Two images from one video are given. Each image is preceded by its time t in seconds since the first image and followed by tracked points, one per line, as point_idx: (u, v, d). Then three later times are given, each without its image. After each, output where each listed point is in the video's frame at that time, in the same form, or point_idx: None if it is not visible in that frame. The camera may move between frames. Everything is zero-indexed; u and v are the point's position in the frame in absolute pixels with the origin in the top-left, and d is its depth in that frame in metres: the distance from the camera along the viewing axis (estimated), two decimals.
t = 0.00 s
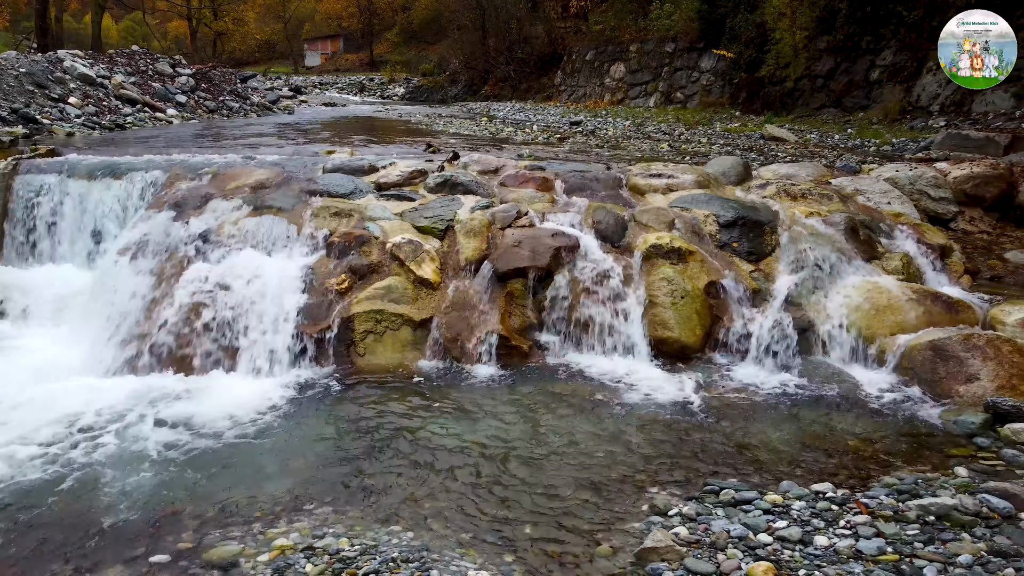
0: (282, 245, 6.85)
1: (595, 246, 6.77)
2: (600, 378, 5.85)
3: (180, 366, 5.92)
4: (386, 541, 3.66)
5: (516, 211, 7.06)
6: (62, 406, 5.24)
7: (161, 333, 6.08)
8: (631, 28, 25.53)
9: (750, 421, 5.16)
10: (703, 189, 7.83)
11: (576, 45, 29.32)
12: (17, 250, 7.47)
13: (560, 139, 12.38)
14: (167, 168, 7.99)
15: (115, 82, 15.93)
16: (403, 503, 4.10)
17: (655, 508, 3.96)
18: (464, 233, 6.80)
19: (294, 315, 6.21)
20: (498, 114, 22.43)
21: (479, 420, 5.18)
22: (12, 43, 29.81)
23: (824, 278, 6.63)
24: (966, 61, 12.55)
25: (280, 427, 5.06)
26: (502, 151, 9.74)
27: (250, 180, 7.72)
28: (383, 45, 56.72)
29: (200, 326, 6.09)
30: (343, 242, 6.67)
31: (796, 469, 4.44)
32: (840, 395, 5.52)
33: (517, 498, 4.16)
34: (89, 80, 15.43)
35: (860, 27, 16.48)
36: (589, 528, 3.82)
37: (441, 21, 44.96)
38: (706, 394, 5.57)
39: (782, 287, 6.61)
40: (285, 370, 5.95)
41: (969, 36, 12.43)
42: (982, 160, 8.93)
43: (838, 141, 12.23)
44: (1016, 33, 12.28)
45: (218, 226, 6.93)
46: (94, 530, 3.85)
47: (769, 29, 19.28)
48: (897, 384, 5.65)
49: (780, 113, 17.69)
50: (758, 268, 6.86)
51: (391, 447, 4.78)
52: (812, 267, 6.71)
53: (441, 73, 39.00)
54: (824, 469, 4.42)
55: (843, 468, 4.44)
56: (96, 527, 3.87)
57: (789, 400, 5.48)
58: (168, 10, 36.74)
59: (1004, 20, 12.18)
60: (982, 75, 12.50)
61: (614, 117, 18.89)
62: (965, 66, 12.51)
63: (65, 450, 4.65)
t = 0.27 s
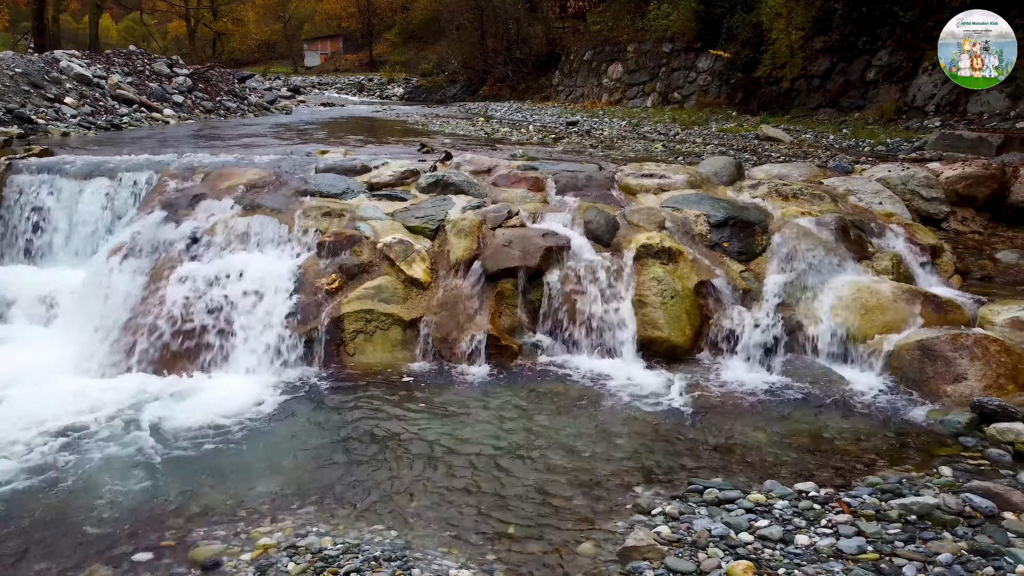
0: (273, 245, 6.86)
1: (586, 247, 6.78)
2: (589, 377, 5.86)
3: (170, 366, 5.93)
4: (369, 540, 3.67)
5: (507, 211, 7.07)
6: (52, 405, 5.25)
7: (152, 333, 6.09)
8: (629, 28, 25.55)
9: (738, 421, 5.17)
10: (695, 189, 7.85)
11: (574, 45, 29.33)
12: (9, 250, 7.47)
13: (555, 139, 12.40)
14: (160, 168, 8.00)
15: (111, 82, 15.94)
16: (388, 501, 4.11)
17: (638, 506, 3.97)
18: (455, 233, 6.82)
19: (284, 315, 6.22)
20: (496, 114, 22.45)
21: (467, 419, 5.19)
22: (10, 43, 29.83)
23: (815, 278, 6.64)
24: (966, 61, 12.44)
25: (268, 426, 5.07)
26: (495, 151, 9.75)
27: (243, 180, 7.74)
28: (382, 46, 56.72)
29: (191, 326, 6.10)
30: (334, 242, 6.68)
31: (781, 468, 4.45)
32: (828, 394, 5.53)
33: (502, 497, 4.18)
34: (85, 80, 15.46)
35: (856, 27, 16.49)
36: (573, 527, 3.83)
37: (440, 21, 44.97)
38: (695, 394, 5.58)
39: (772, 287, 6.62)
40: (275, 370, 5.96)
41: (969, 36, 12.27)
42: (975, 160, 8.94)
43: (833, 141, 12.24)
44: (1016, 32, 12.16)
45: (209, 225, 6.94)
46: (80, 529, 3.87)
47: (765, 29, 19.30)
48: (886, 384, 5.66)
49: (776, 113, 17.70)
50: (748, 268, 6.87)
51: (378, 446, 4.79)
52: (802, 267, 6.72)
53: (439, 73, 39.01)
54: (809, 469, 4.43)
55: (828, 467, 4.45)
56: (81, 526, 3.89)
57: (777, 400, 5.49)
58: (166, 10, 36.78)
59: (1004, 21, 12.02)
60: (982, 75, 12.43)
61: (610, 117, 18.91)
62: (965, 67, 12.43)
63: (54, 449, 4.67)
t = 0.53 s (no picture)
0: (265, 245, 6.87)
1: (576, 247, 6.80)
2: (578, 377, 5.87)
3: (160, 365, 5.94)
4: (353, 539, 3.68)
5: (498, 211, 7.09)
6: (41, 405, 5.26)
7: (143, 333, 6.10)
8: (627, 29, 25.56)
9: (726, 420, 5.19)
10: (687, 189, 7.86)
11: (572, 45, 29.34)
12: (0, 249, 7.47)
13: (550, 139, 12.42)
14: (153, 168, 8.03)
15: (108, 82, 15.95)
16: (373, 501, 4.12)
17: (623, 506, 3.98)
18: (446, 233, 6.83)
19: (275, 315, 6.23)
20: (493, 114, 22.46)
21: (456, 419, 5.20)
22: (8, 43, 29.84)
23: (806, 278, 6.65)
24: (966, 61, 12.55)
25: (257, 426, 5.08)
26: (489, 151, 9.76)
27: (236, 180, 7.75)
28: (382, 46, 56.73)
29: (181, 326, 6.11)
30: (326, 242, 6.70)
31: (767, 467, 4.46)
32: (816, 394, 5.55)
33: (488, 496, 4.19)
34: (82, 80, 15.47)
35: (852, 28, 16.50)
36: (557, 526, 3.84)
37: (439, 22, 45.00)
38: (684, 393, 5.59)
39: (762, 287, 6.63)
40: (265, 370, 5.97)
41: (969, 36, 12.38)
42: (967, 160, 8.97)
43: (828, 142, 12.26)
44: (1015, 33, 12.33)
45: (201, 225, 6.95)
46: (65, 528, 3.88)
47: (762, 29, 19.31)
48: (874, 384, 5.67)
49: (772, 113, 17.72)
50: (739, 268, 6.88)
51: (365, 446, 4.80)
52: (792, 267, 6.73)
53: (438, 74, 39.03)
54: (795, 468, 4.44)
55: (814, 467, 4.46)
56: (66, 525, 3.89)
57: (765, 399, 5.50)
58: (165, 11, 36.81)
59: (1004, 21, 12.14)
60: (982, 75, 12.52)
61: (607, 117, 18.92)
62: (965, 67, 12.52)
63: (43, 450, 4.68)
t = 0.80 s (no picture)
0: (258, 245, 6.88)
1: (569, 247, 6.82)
2: (570, 377, 5.88)
3: (153, 365, 5.95)
4: (340, 538, 3.70)
5: (491, 211, 7.10)
6: (33, 403, 5.27)
7: (135, 332, 6.11)
8: (625, 29, 25.58)
9: (716, 419, 5.20)
10: (680, 190, 7.88)
11: (571, 45, 29.35)
12: None
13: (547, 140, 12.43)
14: (147, 168, 8.05)
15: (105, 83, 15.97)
16: (361, 500, 4.14)
17: (610, 505, 3.99)
18: (438, 233, 6.85)
19: (268, 315, 6.25)
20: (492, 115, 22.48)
21: (446, 418, 5.21)
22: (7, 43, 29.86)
23: (798, 278, 6.66)
24: (966, 61, 12.35)
25: (248, 425, 5.09)
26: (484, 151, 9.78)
27: (230, 180, 7.77)
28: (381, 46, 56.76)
29: (173, 325, 6.12)
30: (318, 242, 6.71)
31: (755, 467, 4.48)
32: (807, 394, 5.56)
33: (476, 495, 4.20)
34: (79, 80, 15.49)
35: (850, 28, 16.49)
36: (544, 525, 3.84)
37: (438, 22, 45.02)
38: (675, 393, 5.60)
39: (754, 287, 6.65)
40: (258, 370, 5.98)
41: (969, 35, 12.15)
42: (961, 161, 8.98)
43: (824, 142, 12.27)
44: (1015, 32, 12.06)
45: (194, 226, 6.97)
46: (54, 526, 3.89)
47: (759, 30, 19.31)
48: (865, 384, 5.68)
49: (769, 113, 17.73)
50: (731, 268, 6.90)
51: (355, 445, 4.81)
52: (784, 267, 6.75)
53: (437, 74, 39.05)
54: (783, 467, 4.46)
55: (802, 466, 4.48)
56: (55, 524, 3.90)
57: (756, 399, 5.52)
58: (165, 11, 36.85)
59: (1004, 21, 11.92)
60: (982, 75, 12.35)
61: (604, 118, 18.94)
62: (965, 67, 12.36)
63: (34, 448, 4.69)
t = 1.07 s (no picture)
0: (250, 245, 6.90)
1: (560, 246, 6.82)
2: (560, 376, 5.89)
3: (144, 364, 5.96)
4: (324, 537, 3.71)
5: (483, 211, 7.12)
6: (23, 402, 5.29)
7: (125, 332, 6.12)
8: (623, 29, 25.60)
9: (704, 418, 5.21)
10: (672, 190, 7.90)
11: (569, 45, 29.36)
12: None
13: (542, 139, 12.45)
14: (141, 169, 8.08)
15: (102, 83, 15.99)
16: (348, 499, 4.14)
17: (595, 504, 4.00)
18: (430, 233, 6.87)
19: (258, 315, 6.25)
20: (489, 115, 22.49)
21: (435, 417, 5.22)
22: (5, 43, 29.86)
23: (788, 278, 6.68)
24: (966, 61, 12.29)
25: (237, 425, 5.09)
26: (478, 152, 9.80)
27: (223, 180, 7.78)
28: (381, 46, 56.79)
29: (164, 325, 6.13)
30: (310, 242, 6.73)
31: (743, 466, 4.48)
32: (797, 393, 5.57)
33: (462, 494, 4.21)
34: (76, 80, 15.51)
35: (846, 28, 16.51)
36: (528, 525, 3.85)
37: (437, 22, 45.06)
38: (665, 392, 5.61)
39: (745, 287, 6.66)
40: (248, 369, 5.98)
41: (969, 36, 12.13)
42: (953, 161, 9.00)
43: (819, 142, 12.28)
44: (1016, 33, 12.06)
45: (186, 225, 6.98)
46: (40, 525, 3.90)
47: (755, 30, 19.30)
48: (855, 383, 5.68)
49: (766, 113, 17.74)
50: (723, 268, 6.91)
51: (344, 444, 4.82)
52: (775, 267, 6.76)
53: (436, 74, 39.08)
54: (769, 466, 4.47)
55: (788, 465, 4.49)
56: (41, 523, 3.91)
57: (745, 398, 5.53)
58: (164, 11, 36.86)
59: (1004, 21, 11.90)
60: (982, 75, 12.31)
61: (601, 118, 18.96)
62: (964, 67, 12.28)
63: (22, 446, 4.70)
